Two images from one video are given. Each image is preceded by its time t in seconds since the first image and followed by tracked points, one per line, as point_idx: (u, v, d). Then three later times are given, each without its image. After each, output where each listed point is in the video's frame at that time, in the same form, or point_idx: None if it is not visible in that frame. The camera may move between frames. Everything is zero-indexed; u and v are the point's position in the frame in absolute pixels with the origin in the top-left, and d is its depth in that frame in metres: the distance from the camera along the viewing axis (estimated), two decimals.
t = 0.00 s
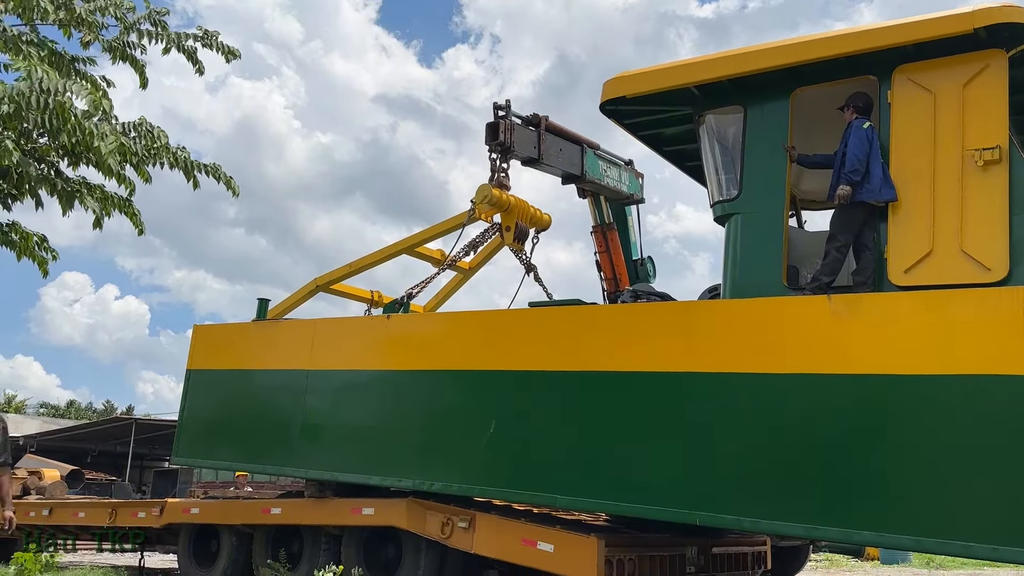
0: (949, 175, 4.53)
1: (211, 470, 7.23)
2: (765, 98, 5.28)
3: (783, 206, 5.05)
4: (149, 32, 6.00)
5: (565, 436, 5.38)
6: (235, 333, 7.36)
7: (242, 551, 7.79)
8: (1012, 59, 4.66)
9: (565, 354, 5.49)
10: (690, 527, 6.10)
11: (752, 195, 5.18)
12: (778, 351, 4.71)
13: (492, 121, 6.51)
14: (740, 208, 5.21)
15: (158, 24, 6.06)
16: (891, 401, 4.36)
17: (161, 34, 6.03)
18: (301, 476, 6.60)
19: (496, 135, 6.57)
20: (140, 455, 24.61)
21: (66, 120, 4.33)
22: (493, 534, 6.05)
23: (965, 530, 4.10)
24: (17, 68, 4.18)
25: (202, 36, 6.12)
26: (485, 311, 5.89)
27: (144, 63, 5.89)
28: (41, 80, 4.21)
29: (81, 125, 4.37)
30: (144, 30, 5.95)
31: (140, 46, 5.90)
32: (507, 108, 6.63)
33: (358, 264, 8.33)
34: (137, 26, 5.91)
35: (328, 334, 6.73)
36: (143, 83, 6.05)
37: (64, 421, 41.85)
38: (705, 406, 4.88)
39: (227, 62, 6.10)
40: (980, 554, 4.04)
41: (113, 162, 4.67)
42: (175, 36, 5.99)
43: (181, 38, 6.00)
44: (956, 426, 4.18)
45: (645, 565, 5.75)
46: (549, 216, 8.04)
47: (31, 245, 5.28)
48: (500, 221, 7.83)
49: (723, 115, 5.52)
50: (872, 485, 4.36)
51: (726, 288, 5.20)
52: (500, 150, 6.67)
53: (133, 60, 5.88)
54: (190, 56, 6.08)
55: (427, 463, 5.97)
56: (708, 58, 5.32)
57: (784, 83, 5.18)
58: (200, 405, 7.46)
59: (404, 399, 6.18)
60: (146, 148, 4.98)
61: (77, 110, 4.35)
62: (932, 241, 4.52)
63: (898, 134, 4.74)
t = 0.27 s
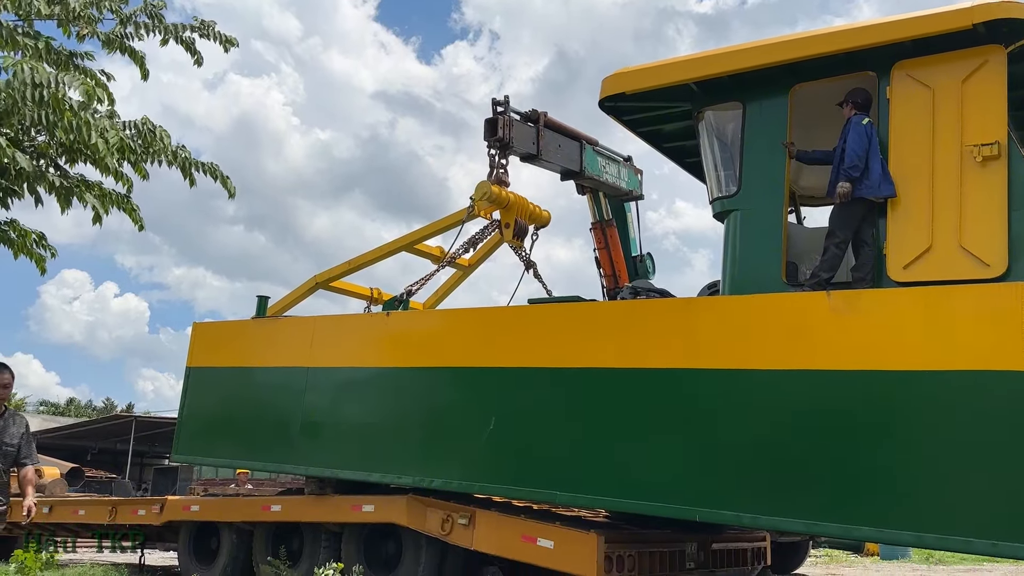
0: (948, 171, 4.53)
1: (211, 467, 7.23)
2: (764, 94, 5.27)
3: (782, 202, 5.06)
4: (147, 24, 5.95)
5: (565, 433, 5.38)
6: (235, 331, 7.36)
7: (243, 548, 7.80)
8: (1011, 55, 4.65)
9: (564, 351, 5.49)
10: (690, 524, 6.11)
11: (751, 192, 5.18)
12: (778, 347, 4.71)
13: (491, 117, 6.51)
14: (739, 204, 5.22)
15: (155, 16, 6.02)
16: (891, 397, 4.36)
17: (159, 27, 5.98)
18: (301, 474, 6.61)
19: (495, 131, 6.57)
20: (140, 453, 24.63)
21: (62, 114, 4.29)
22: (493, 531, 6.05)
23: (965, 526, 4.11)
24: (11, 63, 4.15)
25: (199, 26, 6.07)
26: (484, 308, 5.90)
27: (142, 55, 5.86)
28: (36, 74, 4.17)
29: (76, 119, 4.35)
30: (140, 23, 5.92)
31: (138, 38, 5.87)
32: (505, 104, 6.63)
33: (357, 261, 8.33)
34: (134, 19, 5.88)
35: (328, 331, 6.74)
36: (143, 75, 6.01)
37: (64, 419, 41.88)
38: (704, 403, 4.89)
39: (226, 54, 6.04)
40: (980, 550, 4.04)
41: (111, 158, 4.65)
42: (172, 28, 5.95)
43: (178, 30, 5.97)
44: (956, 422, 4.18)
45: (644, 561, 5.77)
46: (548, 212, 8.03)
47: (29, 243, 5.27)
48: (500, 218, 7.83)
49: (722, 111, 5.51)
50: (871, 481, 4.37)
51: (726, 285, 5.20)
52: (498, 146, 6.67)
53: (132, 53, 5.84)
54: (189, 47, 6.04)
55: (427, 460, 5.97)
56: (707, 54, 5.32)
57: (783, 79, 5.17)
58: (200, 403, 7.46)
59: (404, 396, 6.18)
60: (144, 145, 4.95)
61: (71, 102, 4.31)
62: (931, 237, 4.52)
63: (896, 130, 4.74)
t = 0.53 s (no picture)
0: (946, 167, 4.53)
1: (211, 465, 7.23)
2: (762, 90, 5.27)
3: (781, 199, 5.06)
4: (145, 20, 5.92)
5: (564, 430, 5.39)
6: (234, 328, 7.36)
7: (243, 545, 7.82)
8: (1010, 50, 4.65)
9: (563, 348, 5.50)
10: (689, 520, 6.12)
11: (749, 188, 5.19)
12: (777, 344, 4.72)
13: (489, 114, 6.51)
14: (737, 200, 5.22)
15: (153, 13, 5.99)
16: (890, 393, 4.37)
17: (157, 23, 5.95)
18: (301, 471, 6.61)
19: (493, 127, 6.57)
20: (140, 451, 24.65)
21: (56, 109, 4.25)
22: (493, 527, 6.06)
23: (963, 522, 4.12)
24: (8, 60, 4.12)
25: (198, 22, 6.03)
26: (483, 306, 5.90)
27: (140, 51, 5.83)
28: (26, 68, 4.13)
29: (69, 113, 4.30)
30: (138, 18, 5.89)
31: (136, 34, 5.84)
32: (503, 100, 6.62)
33: (356, 258, 8.33)
34: (132, 15, 5.85)
35: (327, 329, 6.74)
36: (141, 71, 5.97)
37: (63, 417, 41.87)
38: (703, 399, 4.90)
39: (225, 50, 5.99)
40: (978, 545, 4.05)
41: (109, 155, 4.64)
42: (170, 24, 5.92)
43: (177, 26, 5.94)
44: (955, 418, 4.19)
45: (644, 557, 5.78)
46: (547, 209, 8.03)
47: (27, 241, 5.26)
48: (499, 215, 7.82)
49: (720, 108, 5.51)
50: (870, 476, 4.37)
51: (725, 281, 5.21)
52: (496, 142, 6.66)
53: (132, 49, 5.81)
54: (187, 43, 6.00)
55: (427, 457, 5.98)
56: (705, 50, 5.32)
57: (781, 75, 5.17)
58: (199, 400, 7.46)
59: (404, 393, 6.18)
60: (142, 143, 4.92)
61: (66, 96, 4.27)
62: (929, 234, 4.52)
63: (895, 127, 4.75)
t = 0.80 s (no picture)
0: (943, 164, 4.54)
1: (209, 462, 7.23)
2: (760, 87, 5.28)
3: (778, 195, 5.07)
4: (142, 20, 5.92)
5: (562, 427, 5.39)
6: (231, 326, 7.36)
7: (241, 543, 7.82)
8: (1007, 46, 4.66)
9: (561, 345, 5.50)
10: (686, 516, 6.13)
11: (746, 185, 5.19)
12: (774, 340, 4.72)
13: (486, 111, 6.51)
14: (735, 197, 5.23)
15: (150, 12, 5.99)
16: (887, 389, 4.38)
17: (154, 23, 5.95)
18: (299, 469, 6.61)
19: (491, 124, 6.57)
20: (138, 449, 24.65)
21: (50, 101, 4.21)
22: (491, 524, 6.07)
23: (960, 517, 4.13)
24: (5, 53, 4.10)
25: (195, 22, 6.03)
26: (480, 303, 5.90)
27: (137, 51, 5.82)
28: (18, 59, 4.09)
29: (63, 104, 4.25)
30: (135, 18, 5.88)
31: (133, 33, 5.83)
32: (501, 97, 6.62)
33: (354, 256, 8.33)
34: (128, 14, 5.84)
35: (324, 326, 6.74)
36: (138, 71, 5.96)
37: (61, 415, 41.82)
38: (701, 396, 4.90)
39: (222, 50, 5.98)
40: (975, 540, 4.07)
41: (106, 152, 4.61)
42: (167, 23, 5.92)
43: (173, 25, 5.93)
44: (952, 413, 4.20)
45: (642, 553, 5.80)
46: (545, 206, 8.02)
47: (25, 239, 5.24)
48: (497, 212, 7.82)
49: (718, 104, 5.51)
50: (867, 472, 4.39)
51: (722, 278, 5.22)
52: (494, 140, 6.66)
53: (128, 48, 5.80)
54: (184, 42, 6.00)
55: (425, 454, 5.98)
56: (703, 47, 5.32)
57: (779, 72, 5.17)
58: (196, 398, 7.46)
59: (402, 390, 6.19)
60: (140, 141, 4.91)
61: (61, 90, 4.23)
62: (927, 230, 4.53)
63: (892, 123, 4.75)
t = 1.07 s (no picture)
0: (941, 160, 4.54)
1: (207, 460, 7.23)
2: (757, 84, 5.28)
3: (776, 192, 5.07)
4: (140, 20, 5.91)
5: (560, 424, 5.39)
6: (229, 324, 7.35)
7: (239, 541, 7.82)
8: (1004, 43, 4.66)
9: (559, 342, 5.50)
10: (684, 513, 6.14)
11: (744, 182, 5.19)
12: (772, 337, 4.72)
13: (484, 109, 6.51)
14: (733, 194, 5.23)
15: (148, 12, 5.98)
16: (884, 385, 4.38)
17: (152, 23, 5.94)
18: (297, 467, 6.61)
19: (488, 122, 6.57)
20: (135, 447, 24.72)
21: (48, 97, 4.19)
22: (489, 521, 6.07)
23: (957, 514, 4.14)
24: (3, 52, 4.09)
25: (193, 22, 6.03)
26: (478, 300, 5.90)
27: (135, 51, 5.81)
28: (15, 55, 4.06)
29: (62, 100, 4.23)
30: (133, 18, 5.88)
31: (131, 33, 5.83)
32: (498, 94, 6.61)
33: (351, 253, 8.32)
34: (127, 14, 5.84)
35: (322, 324, 6.73)
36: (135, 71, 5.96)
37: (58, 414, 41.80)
38: (699, 393, 4.91)
39: (220, 50, 5.98)
40: (972, 537, 4.07)
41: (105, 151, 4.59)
42: (165, 24, 5.91)
43: (171, 26, 5.93)
44: (949, 410, 4.21)
45: (640, 550, 5.80)
46: (543, 203, 8.02)
47: (23, 238, 5.23)
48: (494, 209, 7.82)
49: (716, 101, 5.51)
50: (865, 468, 4.39)
51: (720, 275, 5.21)
52: (491, 137, 6.66)
53: (126, 48, 5.79)
54: (182, 44, 5.99)
55: (423, 452, 5.98)
56: (700, 44, 5.32)
57: (777, 69, 5.17)
58: (194, 396, 7.45)
59: (399, 387, 6.19)
60: (139, 140, 4.90)
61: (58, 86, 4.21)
62: (924, 226, 4.53)
63: (889, 120, 4.75)
